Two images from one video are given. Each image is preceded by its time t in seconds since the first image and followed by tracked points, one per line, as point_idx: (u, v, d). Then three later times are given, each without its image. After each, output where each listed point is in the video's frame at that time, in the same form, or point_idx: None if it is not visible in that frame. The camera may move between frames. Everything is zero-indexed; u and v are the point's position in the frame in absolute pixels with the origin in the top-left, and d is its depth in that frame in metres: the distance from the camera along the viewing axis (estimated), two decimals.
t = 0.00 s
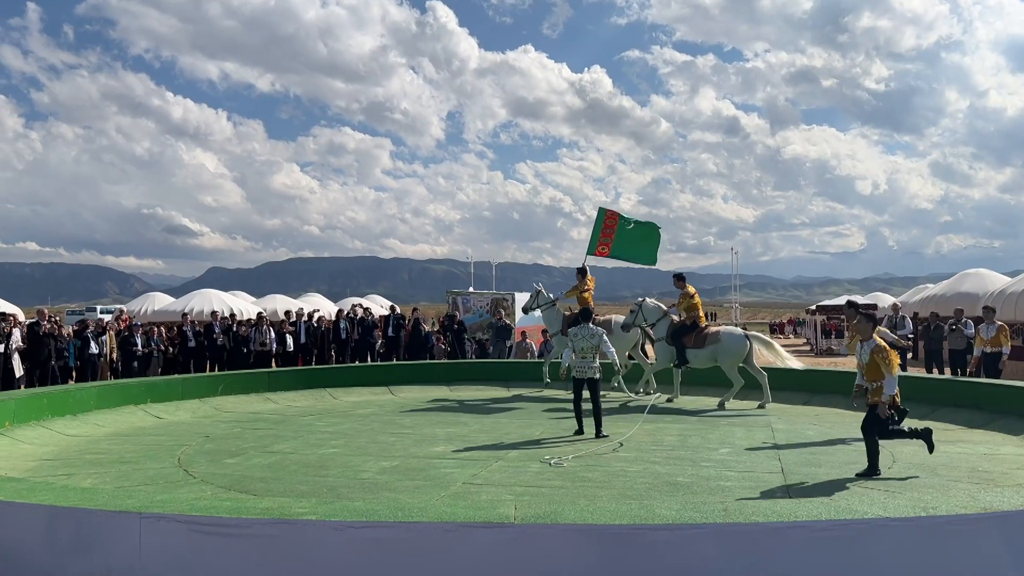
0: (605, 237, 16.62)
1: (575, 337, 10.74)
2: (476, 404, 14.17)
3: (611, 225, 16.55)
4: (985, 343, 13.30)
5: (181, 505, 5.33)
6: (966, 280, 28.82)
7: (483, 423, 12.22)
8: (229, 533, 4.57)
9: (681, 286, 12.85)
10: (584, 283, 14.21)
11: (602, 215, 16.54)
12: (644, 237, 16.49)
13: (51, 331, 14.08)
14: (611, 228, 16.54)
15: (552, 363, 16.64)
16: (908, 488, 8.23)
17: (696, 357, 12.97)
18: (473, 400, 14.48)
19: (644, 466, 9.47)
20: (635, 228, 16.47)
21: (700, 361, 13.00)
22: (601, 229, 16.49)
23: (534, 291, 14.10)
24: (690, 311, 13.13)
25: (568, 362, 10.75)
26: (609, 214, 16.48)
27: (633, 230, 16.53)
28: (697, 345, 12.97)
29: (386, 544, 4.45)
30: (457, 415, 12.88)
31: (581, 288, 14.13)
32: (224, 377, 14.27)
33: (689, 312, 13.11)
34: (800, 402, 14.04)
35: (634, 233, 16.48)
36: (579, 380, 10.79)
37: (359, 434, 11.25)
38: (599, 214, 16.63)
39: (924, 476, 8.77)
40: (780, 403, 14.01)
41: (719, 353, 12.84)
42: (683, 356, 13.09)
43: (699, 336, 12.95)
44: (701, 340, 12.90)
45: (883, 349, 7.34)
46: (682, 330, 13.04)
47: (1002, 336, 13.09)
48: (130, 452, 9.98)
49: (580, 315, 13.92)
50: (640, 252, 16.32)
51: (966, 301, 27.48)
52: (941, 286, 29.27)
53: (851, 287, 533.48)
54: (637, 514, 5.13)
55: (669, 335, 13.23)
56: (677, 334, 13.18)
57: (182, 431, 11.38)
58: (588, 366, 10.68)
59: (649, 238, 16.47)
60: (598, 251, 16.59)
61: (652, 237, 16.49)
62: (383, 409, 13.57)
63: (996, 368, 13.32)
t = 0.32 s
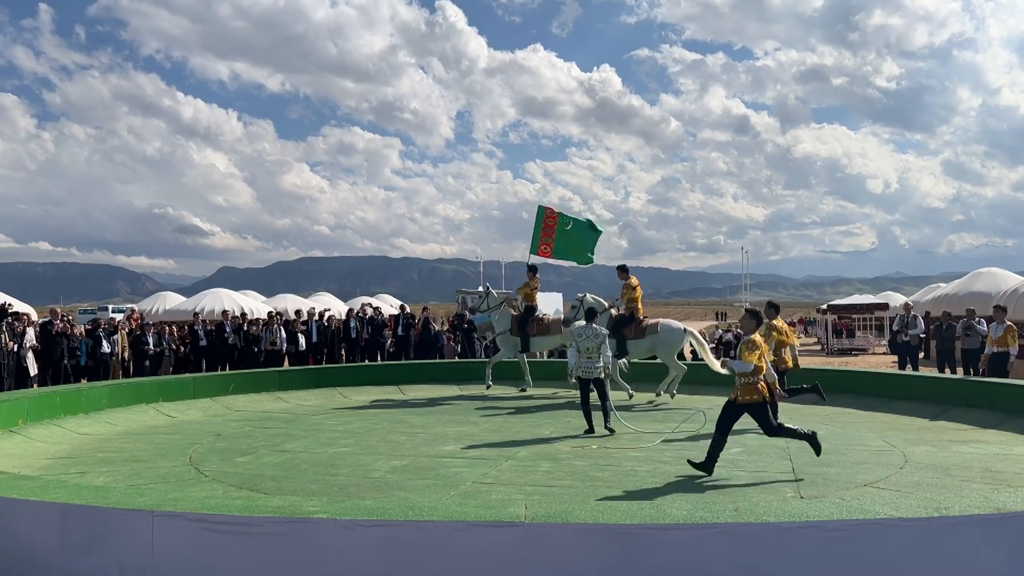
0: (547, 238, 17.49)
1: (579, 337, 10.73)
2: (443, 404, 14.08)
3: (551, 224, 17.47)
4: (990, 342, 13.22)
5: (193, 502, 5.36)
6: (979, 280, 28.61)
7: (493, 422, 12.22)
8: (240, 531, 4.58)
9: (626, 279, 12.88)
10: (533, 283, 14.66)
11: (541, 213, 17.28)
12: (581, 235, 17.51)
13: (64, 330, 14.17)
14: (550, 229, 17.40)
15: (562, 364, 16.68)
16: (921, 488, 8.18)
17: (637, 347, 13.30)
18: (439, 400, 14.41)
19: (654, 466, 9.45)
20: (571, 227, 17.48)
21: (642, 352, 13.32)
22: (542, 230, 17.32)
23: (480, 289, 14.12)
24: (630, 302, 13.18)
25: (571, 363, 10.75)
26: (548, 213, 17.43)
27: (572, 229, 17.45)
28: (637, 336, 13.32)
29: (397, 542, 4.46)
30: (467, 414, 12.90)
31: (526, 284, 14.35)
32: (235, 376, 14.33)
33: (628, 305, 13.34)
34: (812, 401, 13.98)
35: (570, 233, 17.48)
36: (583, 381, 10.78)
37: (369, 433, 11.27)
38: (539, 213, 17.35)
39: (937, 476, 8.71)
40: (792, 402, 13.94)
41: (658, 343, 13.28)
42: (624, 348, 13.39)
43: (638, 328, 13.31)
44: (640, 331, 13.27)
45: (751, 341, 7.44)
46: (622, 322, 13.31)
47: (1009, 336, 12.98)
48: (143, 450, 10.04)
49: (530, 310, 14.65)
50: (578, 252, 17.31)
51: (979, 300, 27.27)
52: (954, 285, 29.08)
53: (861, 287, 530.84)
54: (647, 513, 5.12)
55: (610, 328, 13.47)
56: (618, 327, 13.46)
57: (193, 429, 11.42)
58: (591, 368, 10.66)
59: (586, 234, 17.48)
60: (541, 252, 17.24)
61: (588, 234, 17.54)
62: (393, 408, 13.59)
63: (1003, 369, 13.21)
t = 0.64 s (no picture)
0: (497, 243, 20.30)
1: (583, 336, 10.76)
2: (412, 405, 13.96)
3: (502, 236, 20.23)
4: (1004, 342, 13.15)
5: (206, 501, 5.38)
6: (994, 279, 28.32)
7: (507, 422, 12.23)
8: (253, 530, 4.60)
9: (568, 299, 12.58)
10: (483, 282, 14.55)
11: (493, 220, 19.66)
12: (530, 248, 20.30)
13: (78, 330, 14.28)
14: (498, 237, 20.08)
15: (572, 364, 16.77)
16: (935, 489, 8.14)
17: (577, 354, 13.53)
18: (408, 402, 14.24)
19: (666, 466, 9.43)
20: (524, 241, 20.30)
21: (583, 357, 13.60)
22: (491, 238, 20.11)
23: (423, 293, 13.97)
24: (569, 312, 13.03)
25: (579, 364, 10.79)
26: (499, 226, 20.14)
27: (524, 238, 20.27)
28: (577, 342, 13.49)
29: (409, 541, 4.46)
30: (478, 414, 12.92)
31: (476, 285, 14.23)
32: (247, 375, 14.40)
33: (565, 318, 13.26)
34: (824, 401, 13.92)
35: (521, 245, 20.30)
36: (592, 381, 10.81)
37: (381, 433, 11.29)
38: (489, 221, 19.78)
39: (950, 476, 8.66)
40: (804, 402, 13.88)
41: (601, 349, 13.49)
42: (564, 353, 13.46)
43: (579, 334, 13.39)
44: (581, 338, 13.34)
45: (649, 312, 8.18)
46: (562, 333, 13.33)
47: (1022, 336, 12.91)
48: (157, 449, 10.11)
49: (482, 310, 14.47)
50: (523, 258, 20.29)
51: (993, 300, 27.03)
52: (968, 284, 28.85)
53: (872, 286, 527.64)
54: (658, 514, 5.13)
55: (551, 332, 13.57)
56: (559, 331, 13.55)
57: (206, 428, 11.47)
58: (598, 368, 10.69)
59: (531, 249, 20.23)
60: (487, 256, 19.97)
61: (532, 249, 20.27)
62: (404, 407, 13.62)
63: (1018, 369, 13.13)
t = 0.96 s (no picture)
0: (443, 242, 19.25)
1: (592, 334, 10.69)
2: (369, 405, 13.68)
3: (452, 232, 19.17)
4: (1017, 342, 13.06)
5: (220, 500, 5.39)
6: (1008, 279, 28.12)
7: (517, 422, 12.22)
8: (264, 529, 4.61)
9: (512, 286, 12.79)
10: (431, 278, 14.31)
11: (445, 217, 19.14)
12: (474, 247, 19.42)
13: (92, 329, 14.37)
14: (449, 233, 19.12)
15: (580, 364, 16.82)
16: (948, 489, 8.09)
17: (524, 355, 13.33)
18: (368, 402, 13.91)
19: (678, 466, 9.40)
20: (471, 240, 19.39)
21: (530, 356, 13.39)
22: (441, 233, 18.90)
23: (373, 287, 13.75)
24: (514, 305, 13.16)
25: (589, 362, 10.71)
26: (450, 222, 19.07)
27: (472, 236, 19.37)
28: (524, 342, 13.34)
29: (420, 540, 4.46)
30: (488, 413, 12.94)
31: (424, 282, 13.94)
32: (259, 374, 14.46)
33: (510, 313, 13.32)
34: (836, 401, 13.86)
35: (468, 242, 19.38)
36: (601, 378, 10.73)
37: (393, 432, 11.29)
38: (442, 216, 19.14)
39: (964, 477, 8.60)
40: (815, 402, 13.83)
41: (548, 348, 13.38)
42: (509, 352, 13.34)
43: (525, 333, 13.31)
44: (527, 337, 13.27)
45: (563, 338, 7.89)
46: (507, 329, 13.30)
47: None
48: (169, 448, 10.17)
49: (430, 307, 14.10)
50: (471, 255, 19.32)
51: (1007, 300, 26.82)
52: (982, 284, 28.64)
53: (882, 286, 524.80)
54: (670, 514, 5.12)
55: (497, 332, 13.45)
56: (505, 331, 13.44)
57: (218, 428, 11.51)
58: (608, 365, 10.62)
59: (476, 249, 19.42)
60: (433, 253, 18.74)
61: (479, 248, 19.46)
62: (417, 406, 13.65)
63: None
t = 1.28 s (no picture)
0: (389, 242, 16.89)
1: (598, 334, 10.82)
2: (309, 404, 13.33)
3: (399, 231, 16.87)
4: None
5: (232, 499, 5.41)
6: None
7: (525, 422, 12.18)
8: (277, 528, 4.63)
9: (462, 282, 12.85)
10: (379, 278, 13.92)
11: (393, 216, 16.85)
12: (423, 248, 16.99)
13: (106, 329, 14.47)
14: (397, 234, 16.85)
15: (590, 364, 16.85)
16: (962, 490, 8.04)
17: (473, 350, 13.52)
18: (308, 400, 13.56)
19: (690, 467, 9.36)
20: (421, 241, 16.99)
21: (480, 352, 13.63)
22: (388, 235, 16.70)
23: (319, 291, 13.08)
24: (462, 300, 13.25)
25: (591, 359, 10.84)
26: (397, 219, 16.79)
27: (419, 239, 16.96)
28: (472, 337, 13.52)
29: (432, 540, 4.46)
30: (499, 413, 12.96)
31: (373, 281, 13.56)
32: (271, 374, 14.52)
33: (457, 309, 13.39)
34: (849, 402, 13.79)
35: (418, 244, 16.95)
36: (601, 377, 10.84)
37: (405, 432, 11.31)
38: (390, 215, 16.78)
39: (978, 478, 8.54)
40: (827, 402, 13.78)
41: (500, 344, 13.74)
42: (457, 348, 13.41)
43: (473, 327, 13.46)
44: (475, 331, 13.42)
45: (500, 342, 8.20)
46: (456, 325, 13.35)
47: None
48: (183, 447, 10.23)
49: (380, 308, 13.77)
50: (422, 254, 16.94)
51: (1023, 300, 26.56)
52: (997, 284, 28.39)
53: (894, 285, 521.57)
54: (683, 514, 5.10)
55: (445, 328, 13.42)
56: (453, 326, 13.46)
57: (231, 427, 11.55)
58: (610, 364, 10.77)
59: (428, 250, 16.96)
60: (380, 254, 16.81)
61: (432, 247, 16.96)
62: (430, 406, 13.68)
63: None
